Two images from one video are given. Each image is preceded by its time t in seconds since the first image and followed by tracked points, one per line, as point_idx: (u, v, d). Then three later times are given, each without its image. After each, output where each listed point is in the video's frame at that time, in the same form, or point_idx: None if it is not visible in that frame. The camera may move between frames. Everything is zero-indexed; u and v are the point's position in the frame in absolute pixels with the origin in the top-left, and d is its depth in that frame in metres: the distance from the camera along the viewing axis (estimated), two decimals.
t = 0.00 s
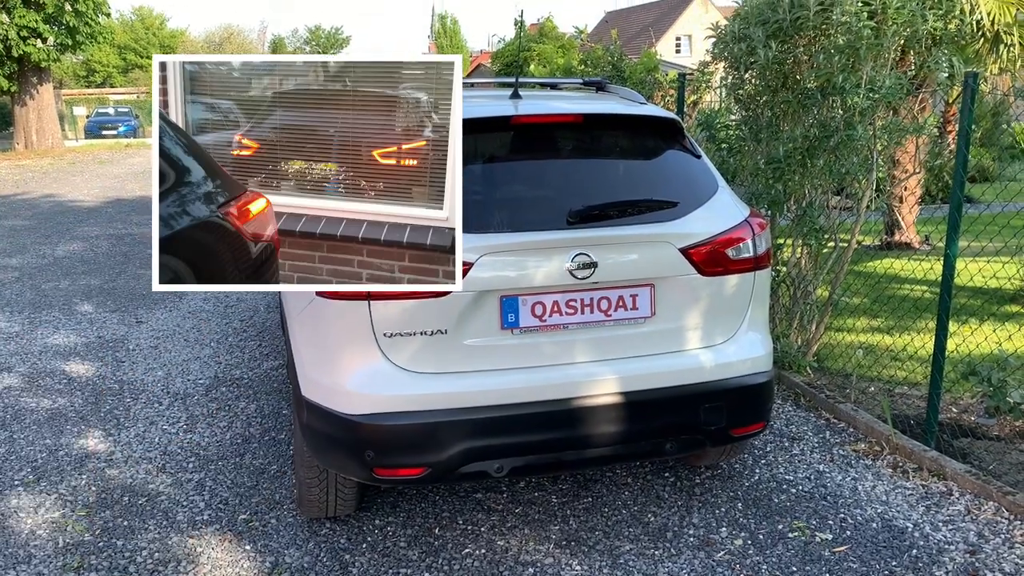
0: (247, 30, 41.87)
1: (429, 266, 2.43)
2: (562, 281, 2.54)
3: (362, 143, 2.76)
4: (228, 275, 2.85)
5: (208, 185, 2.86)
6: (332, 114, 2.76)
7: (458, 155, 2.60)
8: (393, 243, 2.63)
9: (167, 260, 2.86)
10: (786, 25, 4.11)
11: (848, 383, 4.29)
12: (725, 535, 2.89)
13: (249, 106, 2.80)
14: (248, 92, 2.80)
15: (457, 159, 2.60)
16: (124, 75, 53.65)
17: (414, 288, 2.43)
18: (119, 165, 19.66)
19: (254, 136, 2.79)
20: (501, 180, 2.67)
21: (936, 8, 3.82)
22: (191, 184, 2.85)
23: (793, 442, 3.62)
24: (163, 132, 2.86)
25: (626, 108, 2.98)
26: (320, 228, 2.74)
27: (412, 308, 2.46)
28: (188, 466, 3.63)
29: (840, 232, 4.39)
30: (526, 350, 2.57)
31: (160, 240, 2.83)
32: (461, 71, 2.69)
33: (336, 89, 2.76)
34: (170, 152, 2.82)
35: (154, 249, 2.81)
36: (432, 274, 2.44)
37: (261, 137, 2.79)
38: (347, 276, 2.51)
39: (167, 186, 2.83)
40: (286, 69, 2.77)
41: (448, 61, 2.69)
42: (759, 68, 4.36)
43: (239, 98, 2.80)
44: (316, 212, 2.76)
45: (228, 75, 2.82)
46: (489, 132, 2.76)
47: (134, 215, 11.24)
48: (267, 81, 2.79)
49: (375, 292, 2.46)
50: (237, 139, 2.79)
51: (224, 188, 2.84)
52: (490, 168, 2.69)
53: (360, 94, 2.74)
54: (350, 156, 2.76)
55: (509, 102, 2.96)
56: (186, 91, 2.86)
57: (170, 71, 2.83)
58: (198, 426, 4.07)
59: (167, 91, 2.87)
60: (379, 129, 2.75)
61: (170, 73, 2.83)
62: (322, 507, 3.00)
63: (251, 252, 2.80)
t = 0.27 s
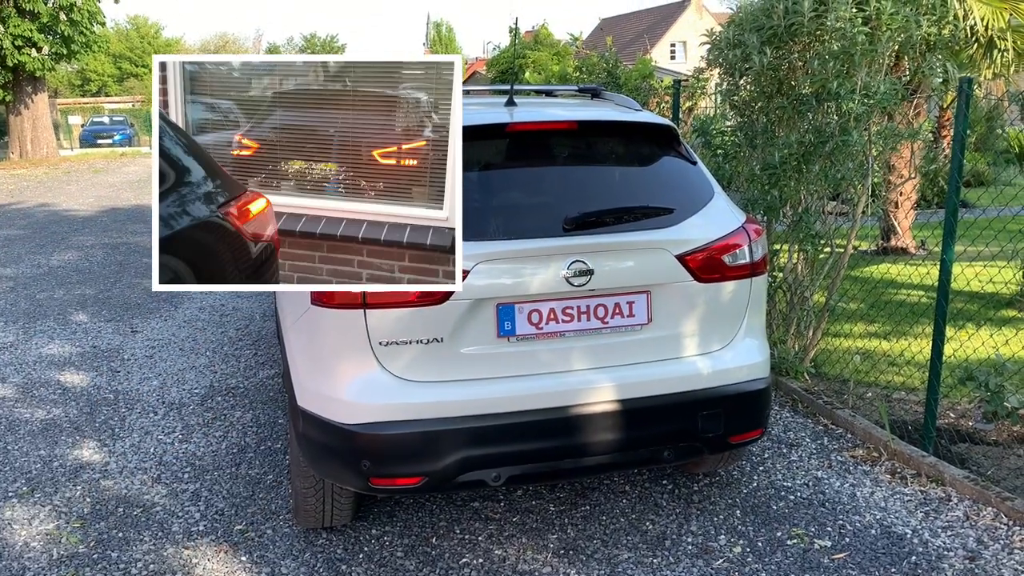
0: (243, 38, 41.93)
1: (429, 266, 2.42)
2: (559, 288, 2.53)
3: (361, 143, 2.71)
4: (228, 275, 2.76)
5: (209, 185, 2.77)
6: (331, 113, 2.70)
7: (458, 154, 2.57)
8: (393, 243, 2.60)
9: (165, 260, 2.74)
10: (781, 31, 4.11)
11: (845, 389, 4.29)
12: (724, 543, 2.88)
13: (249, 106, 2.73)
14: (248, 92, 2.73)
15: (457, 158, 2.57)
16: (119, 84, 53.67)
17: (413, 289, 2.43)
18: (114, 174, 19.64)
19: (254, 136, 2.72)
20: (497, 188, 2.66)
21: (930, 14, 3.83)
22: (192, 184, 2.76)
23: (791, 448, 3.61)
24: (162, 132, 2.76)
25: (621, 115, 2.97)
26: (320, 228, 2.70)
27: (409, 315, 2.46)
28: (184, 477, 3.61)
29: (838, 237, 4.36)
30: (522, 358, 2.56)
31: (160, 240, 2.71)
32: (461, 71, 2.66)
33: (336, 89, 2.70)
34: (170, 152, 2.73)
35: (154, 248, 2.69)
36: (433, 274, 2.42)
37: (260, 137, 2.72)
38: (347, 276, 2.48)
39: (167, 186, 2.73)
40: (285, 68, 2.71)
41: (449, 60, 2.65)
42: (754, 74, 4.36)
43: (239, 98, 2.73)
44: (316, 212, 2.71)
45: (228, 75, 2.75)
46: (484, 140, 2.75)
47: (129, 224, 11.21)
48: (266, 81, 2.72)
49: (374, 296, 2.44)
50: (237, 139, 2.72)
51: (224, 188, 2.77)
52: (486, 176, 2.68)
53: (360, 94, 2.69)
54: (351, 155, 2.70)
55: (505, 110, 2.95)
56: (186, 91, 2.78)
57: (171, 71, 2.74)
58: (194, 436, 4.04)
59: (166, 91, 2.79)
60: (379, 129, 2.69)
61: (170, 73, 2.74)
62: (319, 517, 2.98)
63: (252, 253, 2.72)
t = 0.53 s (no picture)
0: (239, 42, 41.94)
1: (429, 267, 2.41)
2: (555, 290, 2.53)
3: (362, 143, 2.66)
4: (228, 275, 2.73)
5: (209, 185, 2.73)
6: (332, 114, 2.65)
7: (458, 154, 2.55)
8: (393, 243, 2.56)
9: (166, 261, 2.72)
10: (777, 32, 4.11)
11: (843, 389, 4.29)
12: (722, 544, 2.87)
13: (247, 106, 2.67)
14: (248, 92, 2.68)
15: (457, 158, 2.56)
16: (115, 88, 53.64)
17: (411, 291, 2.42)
18: (111, 179, 19.62)
19: (253, 136, 2.67)
20: (495, 190, 2.66)
21: (925, 14, 3.84)
22: (192, 184, 2.72)
23: (790, 449, 3.60)
24: (162, 132, 2.72)
25: (617, 116, 2.97)
26: (319, 229, 2.66)
27: (406, 318, 2.45)
28: (181, 481, 3.60)
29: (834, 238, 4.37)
30: (519, 360, 2.55)
31: (160, 240, 2.68)
32: (462, 72, 2.64)
33: (336, 89, 2.66)
34: (170, 152, 2.70)
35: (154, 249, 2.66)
36: (433, 274, 2.41)
37: (260, 137, 2.67)
38: (346, 276, 2.46)
39: (167, 187, 2.70)
40: (284, 69, 2.67)
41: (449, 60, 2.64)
42: (749, 75, 4.36)
43: (239, 98, 2.68)
44: (316, 212, 2.67)
45: (228, 75, 2.70)
46: (481, 143, 2.75)
47: (126, 229, 11.20)
48: (266, 81, 2.67)
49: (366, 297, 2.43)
50: (237, 138, 2.67)
51: (225, 188, 2.73)
52: (482, 177, 2.68)
53: (360, 94, 2.65)
54: (351, 155, 2.66)
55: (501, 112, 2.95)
56: (186, 91, 2.73)
57: (171, 71, 2.68)
58: (191, 441, 4.03)
59: (166, 91, 2.74)
60: (379, 129, 2.65)
61: (171, 73, 2.68)
62: (316, 521, 2.97)
63: (252, 253, 2.69)
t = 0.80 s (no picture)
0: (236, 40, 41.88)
1: (429, 267, 2.42)
2: (553, 285, 2.53)
3: (361, 143, 2.67)
4: (228, 275, 2.75)
5: (209, 185, 2.77)
6: (332, 114, 2.66)
7: (458, 155, 2.56)
8: (393, 243, 2.58)
9: (166, 261, 2.74)
10: (774, 27, 4.11)
11: (841, 383, 4.30)
12: (721, 538, 2.88)
13: (247, 106, 2.68)
14: (249, 92, 2.69)
15: (456, 159, 2.57)
16: (113, 86, 53.55)
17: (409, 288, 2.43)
18: (109, 177, 19.60)
19: (253, 136, 2.69)
20: (493, 185, 2.66)
21: (922, 9, 3.84)
22: (192, 184, 2.75)
23: (788, 443, 3.61)
24: (162, 132, 2.75)
25: (615, 112, 2.97)
26: (320, 229, 2.68)
27: (404, 314, 2.45)
28: (180, 478, 3.60)
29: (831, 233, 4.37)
30: (518, 356, 2.56)
31: (160, 240, 2.71)
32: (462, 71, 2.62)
33: (336, 89, 2.66)
34: (170, 152, 2.73)
35: (154, 248, 2.69)
36: (433, 274, 2.43)
37: (260, 137, 2.69)
38: (346, 276, 2.47)
39: (167, 186, 2.74)
40: (285, 68, 2.68)
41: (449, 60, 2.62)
42: (747, 71, 4.36)
43: (239, 98, 2.69)
44: (316, 212, 2.69)
45: (228, 75, 2.72)
46: (480, 139, 2.75)
47: (124, 227, 11.19)
48: (266, 81, 2.68)
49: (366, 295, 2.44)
50: (237, 139, 2.68)
51: (224, 188, 2.75)
52: (481, 174, 2.68)
53: (361, 94, 2.65)
54: (351, 155, 2.67)
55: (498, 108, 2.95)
56: (186, 91, 2.75)
57: (171, 71, 2.72)
58: (190, 438, 4.03)
59: (166, 91, 2.76)
60: (379, 129, 2.66)
61: (170, 73, 2.72)
62: (316, 517, 2.98)
63: (252, 252, 2.71)
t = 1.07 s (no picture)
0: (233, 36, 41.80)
1: (429, 267, 2.42)
2: (553, 280, 2.53)
3: (361, 143, 2.67)
4: (228, 275, 2.73)
5: (210, 185, 2.75)
6: (332, 114, 2.66)
7: (458, 154, 2.56)
8: (393, 243, 2.58)
9: (165, 261, 2.72)
10: (772, 22, 4.10)
11: (840, 378, 4.30)
12: (720, 533, 2.89)
13: (248, 106, 2.69)
14: (248, 92, 2.68)
15: (456, 158, 2.57)
16: (110, 83, 53.43)
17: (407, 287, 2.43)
18: (107, 174, 19.57)
19: (253, 136, 2.68)
20: (491, 181, 2.66)
21: (920, 3, 3.83)
22: (193, 184, 2.73)
23: (787, 437, 3.62)
24: (162, 132, 2.74)
25: (614, 107, 2.97)
26: (319, 229, 2.67)
27: (403, 311, 2.46)
28: (180, 474, 3.61)
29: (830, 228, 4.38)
30: (517, 351, 2.56)
31: (160, 240, 2.69)
32: (462, 71, 2.61)
33: (336, 89, 2.66)
34: (170, 152, 2.71)
35: (154, 248, 2.67)
36: (432, 274, 2.43)
37: (260, 137, 2.68)
38: (346, 276, 2.47)
39: (167, 187, 2.71)
40: (285, 68, 2.67)
41: (449, 60, 2.62)
42: (745, 66, 4.35)
43: (239, 98, 2.69)
44: (316, 212, 2.67)
45: (228, 75, 2.71)
46: (479, 136, 2.74)
47: (122, 224, 11.17)
48: (266, 81, 2.68)
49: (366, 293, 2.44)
50: (237, 139, 2.68)
51: (225, 188, 2.73)
52: (478, 170, 2.68)
53: (360, 94, 2.65)
54: (351, 155, 2.66)
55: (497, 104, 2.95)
56: (186, 91, 2.74)
57: (171, 71, 2.71)
58: (190, 434, 4.03)
59: (166, 91, 2.75)
60: (379, 129, 2.65)
61: (170, 73, 2.71)
62: (316, 512, 2.98)
63: (252, 253, 2.70)
